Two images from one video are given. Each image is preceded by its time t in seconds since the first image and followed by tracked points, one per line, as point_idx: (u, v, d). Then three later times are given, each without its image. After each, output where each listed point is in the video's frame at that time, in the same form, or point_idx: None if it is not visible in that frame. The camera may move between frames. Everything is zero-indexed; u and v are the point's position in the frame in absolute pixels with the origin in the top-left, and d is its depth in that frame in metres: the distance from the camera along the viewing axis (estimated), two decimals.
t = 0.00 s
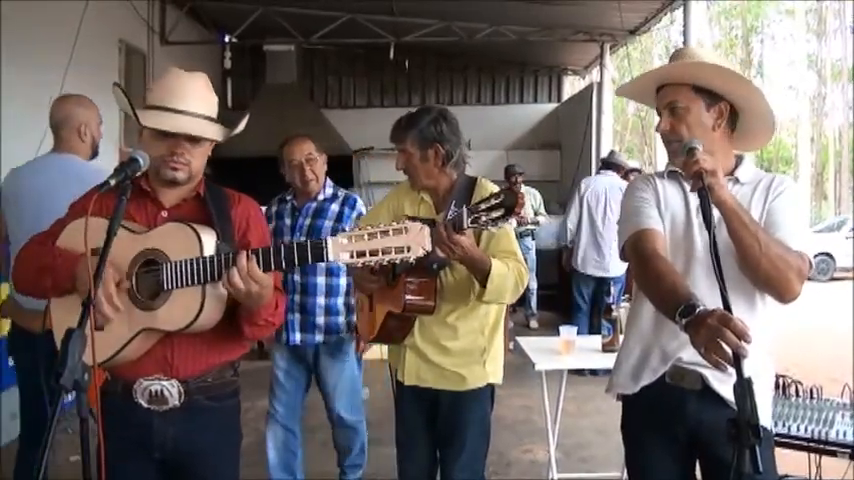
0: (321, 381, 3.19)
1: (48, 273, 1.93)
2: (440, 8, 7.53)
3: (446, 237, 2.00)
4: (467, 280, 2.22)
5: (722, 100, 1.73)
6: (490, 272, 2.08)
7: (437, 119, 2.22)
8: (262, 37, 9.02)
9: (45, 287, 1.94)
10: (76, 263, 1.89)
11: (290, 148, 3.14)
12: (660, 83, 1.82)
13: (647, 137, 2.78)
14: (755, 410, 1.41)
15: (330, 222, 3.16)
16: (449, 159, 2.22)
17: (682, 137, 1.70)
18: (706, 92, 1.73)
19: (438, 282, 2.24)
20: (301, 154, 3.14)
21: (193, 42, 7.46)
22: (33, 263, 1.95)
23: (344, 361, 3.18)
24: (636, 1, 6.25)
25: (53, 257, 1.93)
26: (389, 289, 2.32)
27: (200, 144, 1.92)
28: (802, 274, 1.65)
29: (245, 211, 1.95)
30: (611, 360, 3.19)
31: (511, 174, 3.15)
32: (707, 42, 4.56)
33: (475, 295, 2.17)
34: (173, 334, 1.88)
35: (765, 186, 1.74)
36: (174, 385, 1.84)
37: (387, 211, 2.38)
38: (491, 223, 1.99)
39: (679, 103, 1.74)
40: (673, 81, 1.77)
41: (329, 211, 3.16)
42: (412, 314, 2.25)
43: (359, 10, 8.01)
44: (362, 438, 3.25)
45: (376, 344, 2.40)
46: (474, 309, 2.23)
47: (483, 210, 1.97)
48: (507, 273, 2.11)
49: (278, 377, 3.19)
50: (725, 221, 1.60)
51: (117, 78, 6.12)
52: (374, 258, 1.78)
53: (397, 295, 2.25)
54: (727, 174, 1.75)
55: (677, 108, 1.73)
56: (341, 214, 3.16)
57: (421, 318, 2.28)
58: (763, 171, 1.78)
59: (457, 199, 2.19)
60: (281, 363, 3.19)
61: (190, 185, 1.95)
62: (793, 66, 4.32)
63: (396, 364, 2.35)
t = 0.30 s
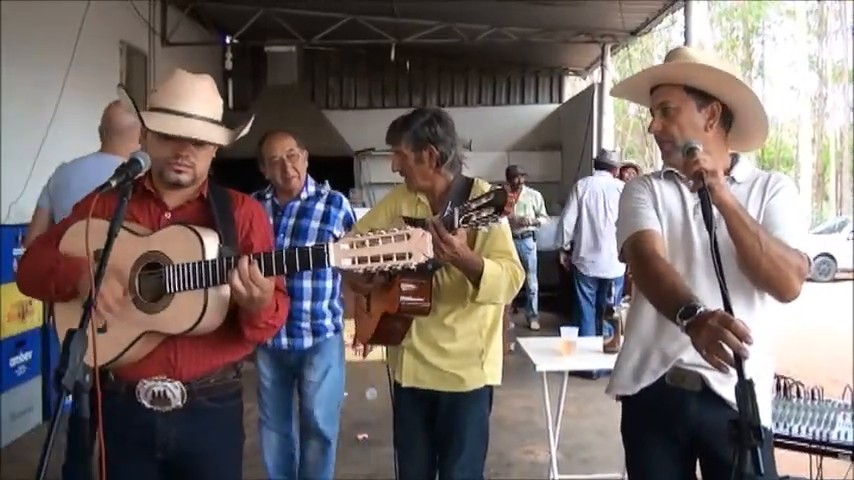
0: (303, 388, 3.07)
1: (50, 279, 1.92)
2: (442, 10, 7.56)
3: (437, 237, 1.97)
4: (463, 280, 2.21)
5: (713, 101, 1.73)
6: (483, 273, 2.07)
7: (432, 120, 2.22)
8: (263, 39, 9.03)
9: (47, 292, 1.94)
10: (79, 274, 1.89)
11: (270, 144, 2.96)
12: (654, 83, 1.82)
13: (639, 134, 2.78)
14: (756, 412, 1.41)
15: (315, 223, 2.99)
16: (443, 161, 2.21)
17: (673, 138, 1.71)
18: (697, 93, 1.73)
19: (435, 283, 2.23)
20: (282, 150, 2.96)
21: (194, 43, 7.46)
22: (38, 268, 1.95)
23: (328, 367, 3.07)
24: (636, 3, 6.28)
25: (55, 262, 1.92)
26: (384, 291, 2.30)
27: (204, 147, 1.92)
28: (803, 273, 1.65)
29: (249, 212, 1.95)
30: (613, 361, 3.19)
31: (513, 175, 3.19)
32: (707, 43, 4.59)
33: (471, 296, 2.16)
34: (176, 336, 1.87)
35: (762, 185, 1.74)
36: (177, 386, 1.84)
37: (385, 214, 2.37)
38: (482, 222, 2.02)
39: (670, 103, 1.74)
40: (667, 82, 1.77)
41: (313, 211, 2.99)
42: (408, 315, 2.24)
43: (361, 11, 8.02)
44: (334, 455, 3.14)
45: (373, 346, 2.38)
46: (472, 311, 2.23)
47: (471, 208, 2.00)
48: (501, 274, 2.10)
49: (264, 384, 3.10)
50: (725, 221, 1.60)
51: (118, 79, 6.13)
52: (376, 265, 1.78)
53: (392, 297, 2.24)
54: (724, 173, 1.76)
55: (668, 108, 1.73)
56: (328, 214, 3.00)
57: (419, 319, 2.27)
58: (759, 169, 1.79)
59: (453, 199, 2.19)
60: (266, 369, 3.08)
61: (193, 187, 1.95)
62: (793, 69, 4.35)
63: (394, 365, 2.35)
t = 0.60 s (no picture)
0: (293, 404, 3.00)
1: (52, 273, 1.92)
2: (442, 12, 7.57)
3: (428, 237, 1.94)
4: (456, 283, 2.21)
5: (699, 105, 1.73)
6: (474, 277, 2.08)
7: (425, 123, 2.22)
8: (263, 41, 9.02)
9: (49, 289, 1.93)
10: (79, 259, 1.89)
11: (268, 146, 2.94)
12: (645, 88, 1.83)
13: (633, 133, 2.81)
14: (756, 414, 1.41)
15: (313, 229, 2.98)
16: (436, 163, 2.22)
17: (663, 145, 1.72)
18: (684, 97, 1.73)
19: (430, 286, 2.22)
20: (280, 151, 2.95)
21: (194, 45, 7.46)
22: (36, 268, 1.95)
23: (319, 382, 3.01)
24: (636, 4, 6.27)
25: (55, 258, 1.93)
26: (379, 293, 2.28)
27: (200, 150, 1.92)
28: (802, 274, 1.65)
29: (247, 213, 1.95)
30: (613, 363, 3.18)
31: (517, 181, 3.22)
32: (708, 44, 4.58)
33: (462, 300, 2.17)
34: (174, 338, 1.88)
35: (758, 186, 1.75)
36: (176, 388, 1.84)
37: (382, 217, 2.38)
38: (471, 225, 1.94)
39: (658, 109, 1.75)
40: (658, 86, 1.78)
41: (312, 217, 2.97)
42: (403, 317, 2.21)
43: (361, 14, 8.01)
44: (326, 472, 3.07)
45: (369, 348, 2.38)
46: (467, 314, 2.23)
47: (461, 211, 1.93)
48: (493, 278, 2.12)
49: (253, 396, 3.03)
50: (725, 222, 1.60)
51: (118, 82, 6.13)
52: (371, 265, 1.78)
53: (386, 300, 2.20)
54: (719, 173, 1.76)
55: (656, 115, 1.74)
56: (326, 221, 2.98)
57: (415, 321, 2.27)
58: (754, 169, 1.79)
59: (448, 202, 2.19)
60: (256, 380, 3.01)
61: (191, 189, 1.95)
62: (793, 70, 4.36)
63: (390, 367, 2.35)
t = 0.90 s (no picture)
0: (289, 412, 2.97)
1: (46, 279, 1.94)
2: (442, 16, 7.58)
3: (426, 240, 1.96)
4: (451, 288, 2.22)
5: (696, 108, 1.73)
6: (467, 283, 2.08)
7: (420, 126, 2.22)
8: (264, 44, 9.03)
9: (41, 295, 1.95)
10: (73, 266, 1.91)
11: (261, 145, 2.92)
12: (641, 92, 1.83)
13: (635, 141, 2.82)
14: (757, 417, 1.42)
15: (304, 230, 2.97)
16: (432, 166, 2.22)
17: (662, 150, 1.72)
18: (681, 101, 1.73)
19: (427, 289, 2.24)
20: (273, 151, 2.93)
21: (195, 48, 7.48)
22: (30, 276, 1.96)
23: (314, 388, 2.97)
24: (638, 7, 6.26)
25: (49, 265, 1.94)
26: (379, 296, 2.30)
27: (193, 152, 1.93)
28: (805, 275, 1.65)
29: (240, 214, 1.96)
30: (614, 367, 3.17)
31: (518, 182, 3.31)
32: (709, 46, 4.57)
33: (455, 304, 2.18)
34: (171, 341, 1.87)
35: (758, 188, 1.75)
36: (174, 391, 1.84)
37: (379, 220, 2.37)
38: (470, 228, 1.94)
39: (655, 113, 1.74)
40: (654, 91, 1.77)
41: (303, 218, 2.97)
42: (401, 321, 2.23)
43: (362, 16, 8.01)
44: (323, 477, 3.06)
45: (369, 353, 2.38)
46: (466, 317, 2.23)
47: (460, 213, 1.94)
48: (486, 282, 2.12)
49: (243, 404, 2.95)
50: (727, 226, 1.60)
51: (119, 85, 6.16)
52: (367, 261, 1.80)
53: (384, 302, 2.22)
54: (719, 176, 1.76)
55: (652, 119, 1.74)
56: (318, 222, 2.98)
57: (414, 325, 2.27)
58: (754, 170, 1.79)
59: (444, 203, 2.19)
60: (246, 388, 2.95)
61: (183, 192, 1.96)
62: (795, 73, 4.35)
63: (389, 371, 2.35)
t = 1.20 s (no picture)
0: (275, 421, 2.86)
1: (39, 285, 1.93)
2: (445, 20, 7.61)
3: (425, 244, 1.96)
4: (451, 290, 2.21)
5: (697, 112, 1.73)
6: (471, 286, 2.08)
7: (419, 129, 2.22)
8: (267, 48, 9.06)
9: (36, 300, 1.95)
10: (65, 273, 1.89)
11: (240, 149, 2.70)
12: (641, 96, 1.83)
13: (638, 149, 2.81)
14: (759, 420, 1.43)
15: (282, 236, 2.79)
16: (431, 169, 2.22)
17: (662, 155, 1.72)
18: (681, 104, 1.73)
19: (427, 293, 2.24)
20: (252, 155, 2.72)
21: (197, 52, 7.51)
22: (24, 281, 1.97)
23: (300, 394, 2.86)
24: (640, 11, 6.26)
25: (43, 270, 1.94)
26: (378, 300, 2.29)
27: (189, 154, 1.94)
28: (808, 278, 1.65)
29: (234, 216, 1.98)
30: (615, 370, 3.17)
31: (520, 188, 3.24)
32: (710, 50, 4.58)
33: (458, 308, 2.18)
34: (165, 342, 1.88)
35: (759, 191, 1.75)
36: (169, 396, 1.86)
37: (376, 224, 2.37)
38: (470, 231, 1.93)
39: (655, 117, 1.74)
40: (654, 94, 1.78)
41: (279, 223, 2.79)
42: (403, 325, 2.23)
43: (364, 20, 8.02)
44: None
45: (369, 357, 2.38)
46: (466, 320, 2.24)
47: (460, 216, 1.93)
48: (487, 285, 2.12)
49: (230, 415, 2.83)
50: (730, 229, 1.59)
51: (122, 89, 6.20)
52: (366, 255, 1.79)
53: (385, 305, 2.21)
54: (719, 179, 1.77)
55: (653, 123, 1.74)
56: (295, 227, 2.79)
57: (414, 329, 2.27)
58: (754, 174, 1.79)
59: (443, 207, 2.19)
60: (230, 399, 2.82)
61: (178, 194, 1.96)
62: (796, 76, 4.35)
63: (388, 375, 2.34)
